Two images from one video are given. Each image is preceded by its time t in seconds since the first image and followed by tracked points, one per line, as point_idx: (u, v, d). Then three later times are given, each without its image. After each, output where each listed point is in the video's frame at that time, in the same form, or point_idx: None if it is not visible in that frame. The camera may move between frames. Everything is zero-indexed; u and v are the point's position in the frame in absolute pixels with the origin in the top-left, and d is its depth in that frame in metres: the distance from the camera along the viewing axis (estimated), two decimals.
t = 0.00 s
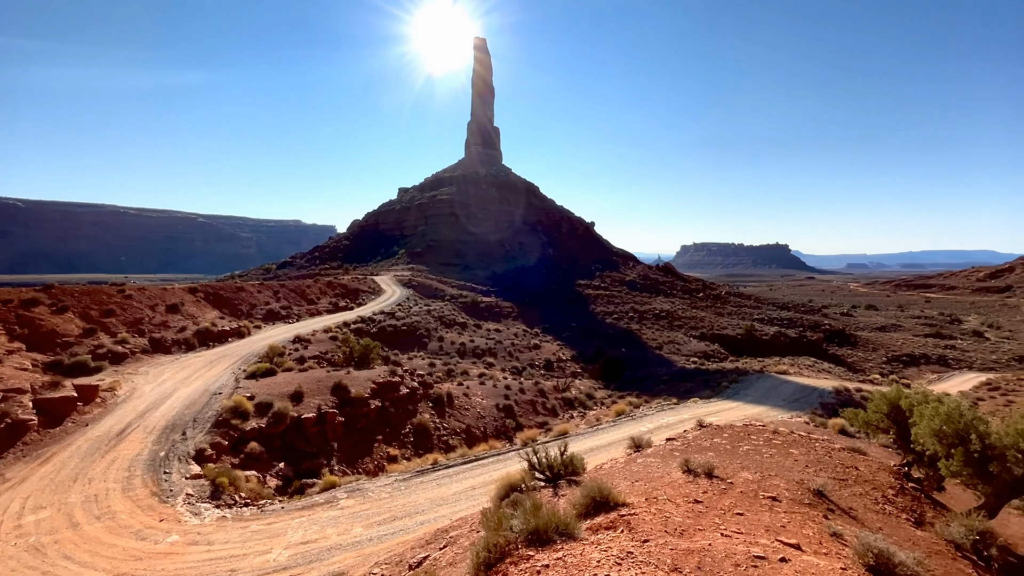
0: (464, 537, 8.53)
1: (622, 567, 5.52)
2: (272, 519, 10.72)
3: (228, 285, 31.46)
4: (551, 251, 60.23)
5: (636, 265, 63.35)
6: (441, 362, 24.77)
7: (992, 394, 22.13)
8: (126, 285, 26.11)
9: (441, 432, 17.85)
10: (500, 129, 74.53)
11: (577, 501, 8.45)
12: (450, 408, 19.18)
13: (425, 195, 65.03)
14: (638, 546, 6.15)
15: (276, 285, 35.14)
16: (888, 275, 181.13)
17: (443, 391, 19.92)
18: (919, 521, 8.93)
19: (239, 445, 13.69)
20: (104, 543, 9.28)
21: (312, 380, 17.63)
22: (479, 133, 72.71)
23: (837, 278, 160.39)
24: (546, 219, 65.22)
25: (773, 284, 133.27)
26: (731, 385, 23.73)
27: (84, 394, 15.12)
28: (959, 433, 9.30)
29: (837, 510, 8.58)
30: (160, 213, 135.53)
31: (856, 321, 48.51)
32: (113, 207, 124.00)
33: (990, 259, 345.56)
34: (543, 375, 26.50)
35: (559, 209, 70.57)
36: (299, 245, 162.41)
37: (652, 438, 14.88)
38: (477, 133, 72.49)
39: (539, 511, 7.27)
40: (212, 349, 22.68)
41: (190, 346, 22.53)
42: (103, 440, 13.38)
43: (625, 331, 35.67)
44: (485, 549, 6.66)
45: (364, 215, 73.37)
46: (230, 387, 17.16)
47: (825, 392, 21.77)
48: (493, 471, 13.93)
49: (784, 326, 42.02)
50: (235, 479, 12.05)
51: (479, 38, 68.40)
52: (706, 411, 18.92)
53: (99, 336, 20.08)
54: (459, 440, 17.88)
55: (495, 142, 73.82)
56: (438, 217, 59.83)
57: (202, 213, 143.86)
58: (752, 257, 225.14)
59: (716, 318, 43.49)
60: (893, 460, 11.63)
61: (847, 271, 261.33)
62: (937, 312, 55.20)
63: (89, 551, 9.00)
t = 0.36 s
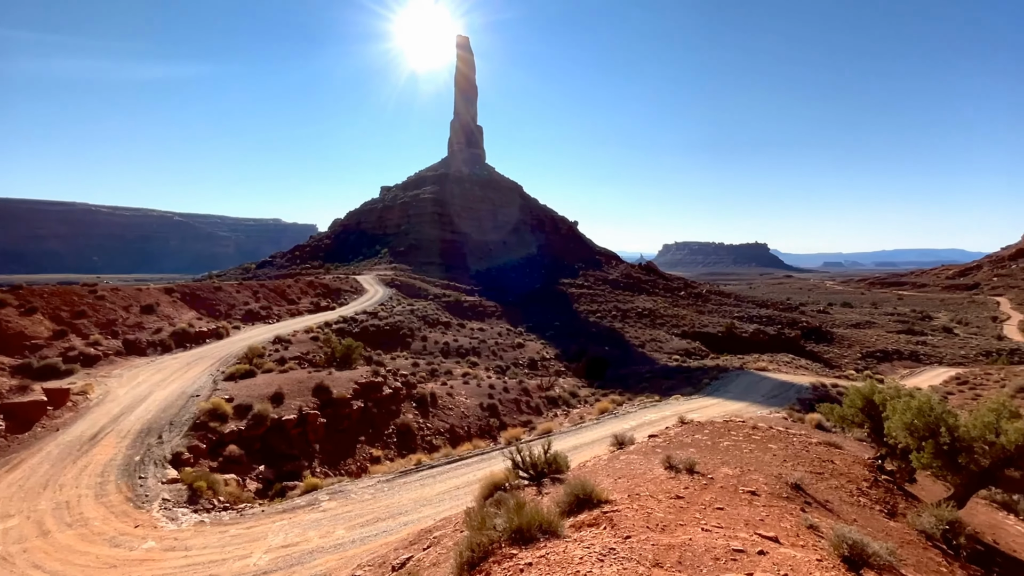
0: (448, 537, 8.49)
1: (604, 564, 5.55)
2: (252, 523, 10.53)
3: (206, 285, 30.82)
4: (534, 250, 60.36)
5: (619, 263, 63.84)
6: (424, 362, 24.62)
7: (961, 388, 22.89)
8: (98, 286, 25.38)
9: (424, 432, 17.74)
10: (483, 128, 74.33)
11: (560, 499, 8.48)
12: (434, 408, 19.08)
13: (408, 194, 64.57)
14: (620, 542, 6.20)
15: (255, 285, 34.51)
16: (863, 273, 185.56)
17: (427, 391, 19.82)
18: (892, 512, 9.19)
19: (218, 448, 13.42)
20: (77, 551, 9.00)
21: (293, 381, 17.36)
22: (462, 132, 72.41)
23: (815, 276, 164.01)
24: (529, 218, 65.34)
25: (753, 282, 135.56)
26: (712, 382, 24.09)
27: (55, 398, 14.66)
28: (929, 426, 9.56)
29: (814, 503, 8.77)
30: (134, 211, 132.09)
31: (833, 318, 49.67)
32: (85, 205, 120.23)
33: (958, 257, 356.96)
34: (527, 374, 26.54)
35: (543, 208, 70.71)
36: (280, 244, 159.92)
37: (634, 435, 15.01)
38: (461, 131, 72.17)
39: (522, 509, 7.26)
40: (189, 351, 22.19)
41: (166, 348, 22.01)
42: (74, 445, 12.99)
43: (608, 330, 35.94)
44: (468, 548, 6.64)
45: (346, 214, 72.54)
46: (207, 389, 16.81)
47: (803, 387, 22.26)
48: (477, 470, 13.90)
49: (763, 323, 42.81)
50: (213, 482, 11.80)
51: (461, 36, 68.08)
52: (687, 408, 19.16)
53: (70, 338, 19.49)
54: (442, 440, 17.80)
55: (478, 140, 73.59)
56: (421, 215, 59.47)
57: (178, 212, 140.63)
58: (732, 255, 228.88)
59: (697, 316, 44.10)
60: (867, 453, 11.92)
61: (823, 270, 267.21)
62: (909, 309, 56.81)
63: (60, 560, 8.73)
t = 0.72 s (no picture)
0: (433, 537, 8.45)
1: (587, 561, 5.58)
2: (234, 527, 10.35)
3: (185, 285, 30.20)
4: (520, 250, 60.37)
5: (604, 262, 64.22)
6: (409, 362, 24.47)
7: (935, 383, 23.57)
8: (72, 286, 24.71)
9: (409, 432, 17.64)
10: (468, 126, 74.08)
11: (546, 497, 8.50)
12: (419, 408, 18.97)
13: (392, 193, 64.08)
14: (604, 540, 6.24)
15: (236, 285, 33.94)
16: (843, 272, 188.86)
17: (412, 391, 19.70)
18: (869, 505, 9.40)
19: (198, 451, 13.16)
20: (49, 559, 8.75)
21: (275, 383, 17.10)
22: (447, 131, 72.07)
23: (794, 274, 167.32)
24: (514, 218, 65.35)
25: (735, 280, 137.90)
26: (695, 380, 24.39)
27: (27, 402, 14.23)
28: (904, 420, 9.81)
29: (794, 497, 8.93)
30: (109, 209, 128.73)
31: (812, 315, 50.68)
32: (58, 203, 116.91)
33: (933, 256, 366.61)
34: (512, 373, 26.54)
35: (528, 207, 70.71)
36: (261, 243, 157.48)
37: (619, 433, 15.12)
38: (445, 129, 71.84)
39: (507, 508, 7.26)
40: (168, 353, 21.74)
41: (144, 350, 21.53)
42: (47, 450, 12.62)
43: (593, 329, 36.16)
44: (452, 548, 6.61)
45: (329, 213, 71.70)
46: (187, 391, 16.49)
47: (784, 384, 22.69)
48: (463, 470, 13.88)
49: (745, 321, 43.48)
50: (193, 486, 11.58)
51: (445, 34, 67.75)
52: (671, 405, 19.37)
53: (43, 341, 18.94)
54: (428, 440, 17.72)
55: (463, 139, 73.32)
56: (406, 214, 59.05)
57: (156, 211, 137.46)
58: (715, 254, 231.95)
59: (681, 314, 44.59)
60: (845, 448, 12.19)
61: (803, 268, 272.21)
62: (885, 306, 58.20)
63: (32, 569, 8.47)
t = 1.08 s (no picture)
0: (417, 539, 8.40)
1: (571, 559, 5.60)
2: (213, 532, 10.15)
3: (161, 286, 29.48)
4: (504, 250, 60.36)
5: (588, 262, 64.56)
6: (393, 362, 24.28)
7: (908, 378, 24.26)
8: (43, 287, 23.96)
9: (393, 433, 17.50)
10: (452, 125, 73.81)
11: (530, 496, 8.51)
12: (403, 409, 18.83)
13: (375, 192, 63.51)
14: (587, 538, 6.28)
15: (215, 285, 33.28)
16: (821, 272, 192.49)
17: (395, 391, 19.55)
18: (845, 498, 9.62)
19: (175, 456, 12.88)
20: (19, 569, 8.47)
21: (256, 385, 16.82)
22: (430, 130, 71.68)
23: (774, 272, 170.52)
24: (498, 217, 65.32)
25: (716, 279, 140.25)
26: (678, 377, 24.69)
27: None
28: (878, 415, 10.06)
29: (774, 492, 9.09)
30: (82, 208, 125.11)
31: (791, 313, 51.70)
32: (27, 202, 113.14)
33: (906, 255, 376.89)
34: (497, 373, 26.53)
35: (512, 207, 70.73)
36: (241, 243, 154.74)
37: (602, 431, 15.21)
38: (429, 128, 71.46)
39: (490, 507, 7.25)
40: (143, 355, 21.22)
41: (119, 352, 20.98)
42: (16, 456, 12.22)
43: (577, 328, 36.34)
44: (436, 549, 6.57)
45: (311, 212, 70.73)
46: (164, 394, 16.11)
47: (764, 381, 23.12)
48: (447, 470, 13.82)
49: (726, 320, 44.16)
50: (171, 491, 11.32)
51: (429, 33, 67.41)
52: (654, 403, 19.56)
53: (11, 344, 18.32)
54: (412, 441, 17.61)
55: (446, 138, 73.04)
56: (389, 214, 58.58)
57: (131, 210, 134.09)
58: (697, 254, 235.07)
59: (664, 313, 45.09)
60: (822, 443, 12.45)
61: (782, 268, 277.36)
62: (861, 304, 59.63)
63: None
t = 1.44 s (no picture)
0: (401, 541, 8.34)
1: (554, 558, 5.62)
2: (191, 538, 9.95)
3: (137, 287, 28.75)
4: (489, 249, 60.33)
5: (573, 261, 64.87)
6: (377, 363, 24.08)
7: (883, 374, 24.91)
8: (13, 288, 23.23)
9: (377, 435, 17.36)
10: (436, 124, 73.52)
11: (514, 496, 8.51)
12: (387, 410, 18.67)
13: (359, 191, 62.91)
14: (571, 536, 6.30)
15: (193, 286, 32.61)
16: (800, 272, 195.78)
17: (379, 392, 19.39)
18: (824, 493, 9.82)
19: (153, 460, 12.59)
20: None
21: (236, 387, 16.53)
22: (414, 129, 71.28)
23: (755, 271, 173.39)
24: (483, 217, 65.28)
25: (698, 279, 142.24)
26: (661, 376, 24.96)
27: None
28: (855, 410, 10.29)
29: (754, 488, 9.23)
30: (53, 207, 121.67)
31: (771, 312, 52.65)
32: None
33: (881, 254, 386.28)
34: (482, 373, 26.49)
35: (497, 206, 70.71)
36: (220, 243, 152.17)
37: (587, 430, 15.29)
38: (413, 127, 71.07)
39: (475, 508, 7.23)
40: (119, 358, 20.70)
41: (93, 355, 20.44)
42: None
43: (562, 327, 36.47)
44: (420, 551, 6.53)
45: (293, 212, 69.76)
46: (140, 398, 15.73)
47: (745, 378, 23.50)
48: (432, 471, 13.76)
49: (709, 318, 44.78)
50: (148, 497, 11.06)
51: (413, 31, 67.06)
52: (638, 401, 19.73)
53: None
54: (396, 442, 17.47)
55: (431, 137, 72.73)
56: (373, 213, 58.09)
57: (105, 208, 130.80)
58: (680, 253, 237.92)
59: (647, 312, 45.52)
60: (801, 439, 12.69)
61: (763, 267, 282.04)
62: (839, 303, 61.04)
63: None
